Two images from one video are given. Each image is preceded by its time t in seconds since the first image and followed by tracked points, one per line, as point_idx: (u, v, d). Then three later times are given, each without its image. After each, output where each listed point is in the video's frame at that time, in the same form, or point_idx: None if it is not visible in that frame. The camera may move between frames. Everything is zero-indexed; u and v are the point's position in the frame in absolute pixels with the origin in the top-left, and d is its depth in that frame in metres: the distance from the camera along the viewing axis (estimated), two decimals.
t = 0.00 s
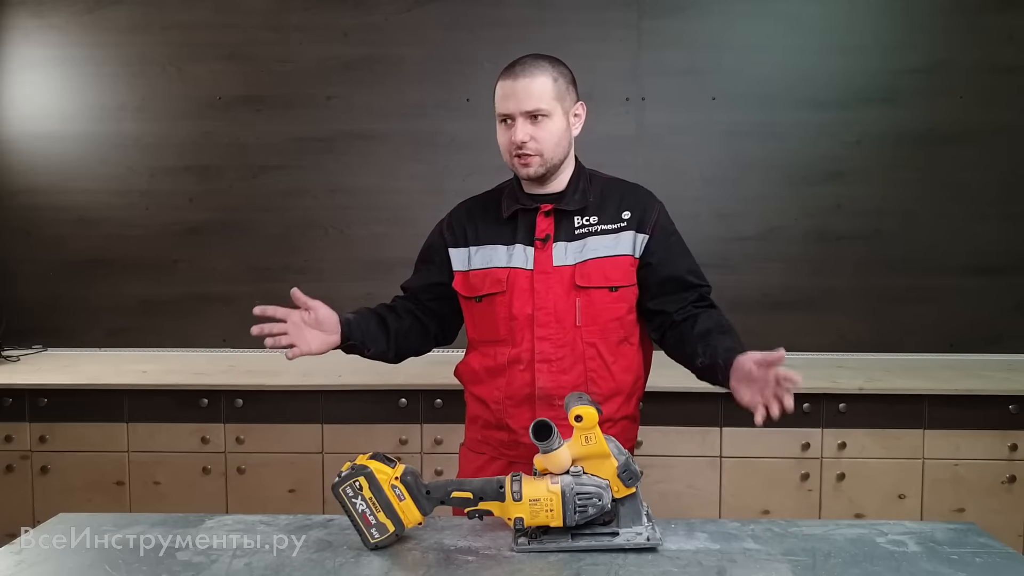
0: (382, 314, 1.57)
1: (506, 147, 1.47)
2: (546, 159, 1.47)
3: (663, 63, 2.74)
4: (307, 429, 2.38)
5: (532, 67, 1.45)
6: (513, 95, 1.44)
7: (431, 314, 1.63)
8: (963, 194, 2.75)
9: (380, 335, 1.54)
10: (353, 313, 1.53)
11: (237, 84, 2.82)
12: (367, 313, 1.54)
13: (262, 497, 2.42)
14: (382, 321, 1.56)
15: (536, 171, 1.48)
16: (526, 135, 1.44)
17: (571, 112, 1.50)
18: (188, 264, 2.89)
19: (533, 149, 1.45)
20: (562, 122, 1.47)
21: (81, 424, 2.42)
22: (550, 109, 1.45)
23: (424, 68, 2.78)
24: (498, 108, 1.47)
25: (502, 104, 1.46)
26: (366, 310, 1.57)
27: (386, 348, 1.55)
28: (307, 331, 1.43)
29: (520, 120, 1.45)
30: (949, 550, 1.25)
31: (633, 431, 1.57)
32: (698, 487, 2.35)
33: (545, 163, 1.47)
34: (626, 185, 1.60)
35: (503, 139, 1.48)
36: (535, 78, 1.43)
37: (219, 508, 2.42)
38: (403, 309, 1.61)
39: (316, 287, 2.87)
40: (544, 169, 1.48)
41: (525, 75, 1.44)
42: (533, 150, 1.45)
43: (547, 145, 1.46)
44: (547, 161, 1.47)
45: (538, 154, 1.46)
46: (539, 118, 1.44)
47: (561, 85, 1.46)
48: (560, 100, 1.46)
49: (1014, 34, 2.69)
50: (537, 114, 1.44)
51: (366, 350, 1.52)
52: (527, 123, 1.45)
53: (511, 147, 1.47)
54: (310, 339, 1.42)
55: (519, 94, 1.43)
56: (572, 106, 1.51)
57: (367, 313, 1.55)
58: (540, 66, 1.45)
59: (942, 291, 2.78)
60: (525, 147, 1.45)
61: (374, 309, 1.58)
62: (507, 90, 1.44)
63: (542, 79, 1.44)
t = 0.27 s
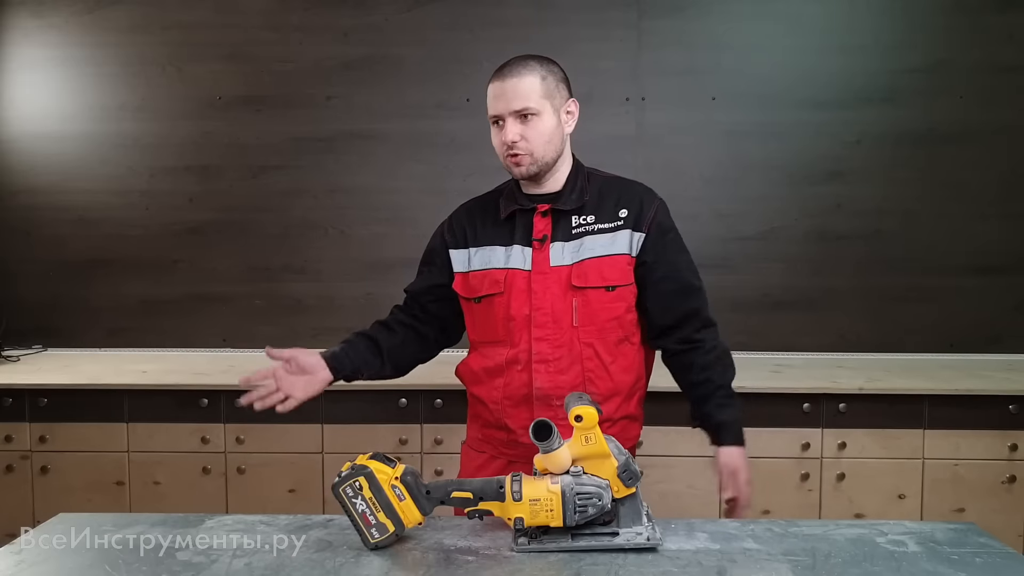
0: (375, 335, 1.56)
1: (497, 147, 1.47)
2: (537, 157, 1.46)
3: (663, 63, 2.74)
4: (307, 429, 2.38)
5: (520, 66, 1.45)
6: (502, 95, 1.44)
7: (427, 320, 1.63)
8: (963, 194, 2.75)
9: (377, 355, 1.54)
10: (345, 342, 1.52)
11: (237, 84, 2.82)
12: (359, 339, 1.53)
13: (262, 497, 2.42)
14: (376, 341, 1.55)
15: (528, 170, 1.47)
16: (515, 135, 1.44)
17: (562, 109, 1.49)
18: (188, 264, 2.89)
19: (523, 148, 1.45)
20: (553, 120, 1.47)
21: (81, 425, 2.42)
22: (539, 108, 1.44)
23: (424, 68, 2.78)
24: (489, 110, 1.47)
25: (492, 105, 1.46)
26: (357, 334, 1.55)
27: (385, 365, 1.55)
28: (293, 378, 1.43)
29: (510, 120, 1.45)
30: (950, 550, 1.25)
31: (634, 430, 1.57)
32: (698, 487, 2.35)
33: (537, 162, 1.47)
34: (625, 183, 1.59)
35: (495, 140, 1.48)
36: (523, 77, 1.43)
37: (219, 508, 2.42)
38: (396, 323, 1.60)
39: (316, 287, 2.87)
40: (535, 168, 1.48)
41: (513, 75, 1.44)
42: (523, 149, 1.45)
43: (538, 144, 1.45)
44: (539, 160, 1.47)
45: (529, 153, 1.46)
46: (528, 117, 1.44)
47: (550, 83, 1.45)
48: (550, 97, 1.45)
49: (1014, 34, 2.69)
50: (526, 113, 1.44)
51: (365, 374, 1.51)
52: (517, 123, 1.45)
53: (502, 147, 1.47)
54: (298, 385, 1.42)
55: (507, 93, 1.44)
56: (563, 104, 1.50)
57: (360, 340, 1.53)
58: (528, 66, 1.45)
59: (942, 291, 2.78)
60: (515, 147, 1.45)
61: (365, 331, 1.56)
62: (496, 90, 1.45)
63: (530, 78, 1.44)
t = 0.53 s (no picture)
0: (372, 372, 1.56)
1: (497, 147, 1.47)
2: (537, 158, 1.46)
3: (663, 63, 2.74)
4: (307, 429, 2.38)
5: (520, 67, 1.45)
6: (502, 96, 1.44)
7: (424, 333, 1.62)
8: (963, 194, 2.75)
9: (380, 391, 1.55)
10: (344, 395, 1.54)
11: (237, 84, 2.82)
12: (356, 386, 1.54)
13: (262, 497, 2.42)
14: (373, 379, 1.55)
15: (527, 171, 1.47)
16: (514, 136, 1.44)
17: (562, 110, 1.49)
18: (188, 264, 2.89)
19: (522, 149, 1.45)
20: (552, 121, 1.47)
21: (81, 424, 2.42)
22: (538, 109, 1.44)
23: (424, 68, 2.78)
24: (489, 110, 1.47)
25: (492, 106, 1.46)
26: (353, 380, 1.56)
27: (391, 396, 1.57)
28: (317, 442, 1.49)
29: (509, 121, 1.44)
30: (949, 550, 1.25)
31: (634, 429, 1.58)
32: (698, 487, 2.35)
33: (536, 163, 1.47)
34: (626, 184, 1.59)
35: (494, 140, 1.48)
36: (522, 78, 1.43)
37: (219, 508, 2.42)
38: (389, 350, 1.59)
39: (316, 287, 2.87)
40: (535, 169, 1.47)
41: (513, 76, 1.43)
42: (522, 150, 1.45)
43: (537, 145, 1.45)
44: (538, 161, 1.47)
45: (528, 153, 1.45)
46: (527, 118, 1.44)
47: (550, 84, 1.45)
48: (550, 99, 1.45)
49: (1014, 34, 2.69)
50: (525, 114, 1.44)
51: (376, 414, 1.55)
52: (516, 124, 1.44)
53: (502, 148, 1.47)
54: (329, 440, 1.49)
55: (507, 94, 1.43)
56: (563, 104, 1.50)
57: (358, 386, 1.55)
58: (528, 67, 1.45)
59: (942, 291, 2.78)
60: (514, 147, 1.45)
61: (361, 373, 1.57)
62: (496, 91, 1.45)
63: (530, 78, 1.43)
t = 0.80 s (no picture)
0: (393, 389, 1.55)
1: (504, 145, 1.46)
2: (545, 157, 1.46)
3: (663, 63, 2.74)
4: (307, 429, 2.38)
5: (530, 65, 1.44)
6: (512, 93, 1.43)
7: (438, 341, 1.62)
8: (963, 194, 2.75)
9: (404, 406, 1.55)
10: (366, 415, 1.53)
11: (237, 84, 2.82)
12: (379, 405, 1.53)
13: (262, 497, 2.42)
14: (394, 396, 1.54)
15: (535, 170, 1.46)
16: (524, 134, 1.43)
17: (569, 112, 1.50)
18: (188, 264, 2.89)
19: (532, 147, 1.44)
20: (560, 120, 1.47)
21: (81, 424, 2.42)
22: (548, 108, 1.44)
23: (424, 68, 2.78)
24: (496, 107, 1.46)
25: (500, 102, 1.45)
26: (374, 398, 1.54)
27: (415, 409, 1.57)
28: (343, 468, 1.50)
29: (519, 119, 1.44)
30: (949, 550, 1.25)
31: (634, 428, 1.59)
32: (698, 487, 2.35)
33: (544, 162, 1.46)
34: (623, 183, 1.59)
35: (500, 137, 1.47)
36: (534, 76, 1.43)
37: (219, 508, 2.42)
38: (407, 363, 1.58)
39: (316, 287, 2.87)
40: (542, 167, 1.47)
41: (524, 74, 1.43)
42: (532, 148, 1.44)
43: (546, 144, 1.45)
44: (546, 160, 1.47)
45: (537, 152, 1.45)
46: (537, 116, 1.44)
47: (560, 84, 1.46)
48: (560, 99, 1.46)
49: (1014, 34, 2.69)
50: (536, 112, 1.43)
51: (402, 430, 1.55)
52: (526, 122, 1.44)
53: (509, 145, 1.46)
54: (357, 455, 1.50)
55: (517, 91, 1.42)
56: (570, 104, 1.50)
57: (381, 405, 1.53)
58: (539, 65, 1.44)
59: (941, 291, 2.78)
60: (523, 145, 1.44)
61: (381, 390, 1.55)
62: (506, 88, 1.43)
63: (541, 77, 1.43)
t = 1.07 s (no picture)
0: (395, 392, 1.55)
1: (504, 144, 1.46)
2: (547, 153, 1.46)
3: (663, 63, 2.74)
4: (307, 429, 2.38)
5: (522, 62, 1.44)
6: (507, 91, 1.42)
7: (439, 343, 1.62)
8: (963, 194, 2.75)
9: (407, 410, 1.55)
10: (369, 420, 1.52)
11: (237, 84, 2.82)
12: (382, 410, 1.52)
13: (262, 497, 2.42)
14: (397, 399, 1.54)
15: (538, 166, 1.46)
16: (524, 131, 1.43)
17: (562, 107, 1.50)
18: (188, 264, 2.89)
19: (533, 143, 1.44)
20: (557, 115, 1.47)
21: (81, 424, 2.42)
22: (545, 103, 1.44)
23: (424, 68, 2.78)
24: (492, 107, 1.45)
25: (494, 102, 1.44)
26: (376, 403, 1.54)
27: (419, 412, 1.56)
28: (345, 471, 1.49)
29: (518, 116, 1.43)
30: (949, 550, 1.25)
31: (635, 426, 1.59)
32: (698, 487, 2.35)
33: (546, 158, 1.46)
34: (618, 182, 1.59)
35: (498, 137, 1.46)
36: (528, 72, 1.42)
37: (219, 508, 2.42)
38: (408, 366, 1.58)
39: (315, 287, 2.87)
40: (544, 164, 1.47)
41: (517, 71, 1.42)
42: (533, 145, 1.44)
43: (546, 139, 1.45)
44: (548, 156, 1.47)
45: (538, 148, 1.45)
46: (535, 112, 1.44)
47: (553, 79, 1.46)
48: (554, 94, 1.46)
49: (1014, 34, 2.69)
50: (534, 108, 1.43)
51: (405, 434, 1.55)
52: (525, 119, 1.43)
53: (509, 144, 1.45)
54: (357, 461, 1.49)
55: (513, 89, 1.42)
56: (562, 100, 1.51)
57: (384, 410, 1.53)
58: (530, 62, 1.44)
59: (941, 291, 2.78)
60: (525, 143, 1.44)
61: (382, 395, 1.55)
62: (501, 87, 1.43)
63: (535, 73, 1.43)
